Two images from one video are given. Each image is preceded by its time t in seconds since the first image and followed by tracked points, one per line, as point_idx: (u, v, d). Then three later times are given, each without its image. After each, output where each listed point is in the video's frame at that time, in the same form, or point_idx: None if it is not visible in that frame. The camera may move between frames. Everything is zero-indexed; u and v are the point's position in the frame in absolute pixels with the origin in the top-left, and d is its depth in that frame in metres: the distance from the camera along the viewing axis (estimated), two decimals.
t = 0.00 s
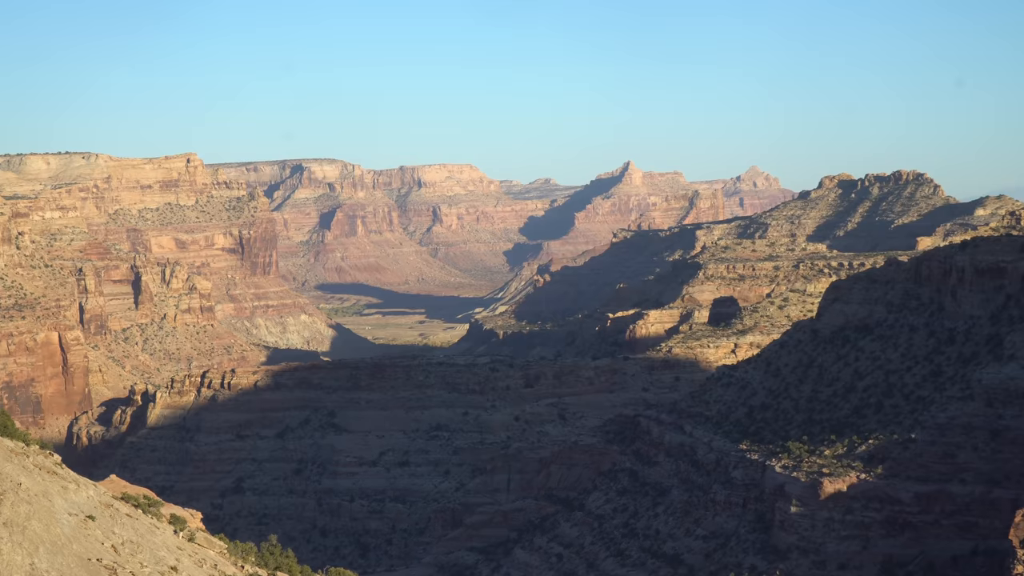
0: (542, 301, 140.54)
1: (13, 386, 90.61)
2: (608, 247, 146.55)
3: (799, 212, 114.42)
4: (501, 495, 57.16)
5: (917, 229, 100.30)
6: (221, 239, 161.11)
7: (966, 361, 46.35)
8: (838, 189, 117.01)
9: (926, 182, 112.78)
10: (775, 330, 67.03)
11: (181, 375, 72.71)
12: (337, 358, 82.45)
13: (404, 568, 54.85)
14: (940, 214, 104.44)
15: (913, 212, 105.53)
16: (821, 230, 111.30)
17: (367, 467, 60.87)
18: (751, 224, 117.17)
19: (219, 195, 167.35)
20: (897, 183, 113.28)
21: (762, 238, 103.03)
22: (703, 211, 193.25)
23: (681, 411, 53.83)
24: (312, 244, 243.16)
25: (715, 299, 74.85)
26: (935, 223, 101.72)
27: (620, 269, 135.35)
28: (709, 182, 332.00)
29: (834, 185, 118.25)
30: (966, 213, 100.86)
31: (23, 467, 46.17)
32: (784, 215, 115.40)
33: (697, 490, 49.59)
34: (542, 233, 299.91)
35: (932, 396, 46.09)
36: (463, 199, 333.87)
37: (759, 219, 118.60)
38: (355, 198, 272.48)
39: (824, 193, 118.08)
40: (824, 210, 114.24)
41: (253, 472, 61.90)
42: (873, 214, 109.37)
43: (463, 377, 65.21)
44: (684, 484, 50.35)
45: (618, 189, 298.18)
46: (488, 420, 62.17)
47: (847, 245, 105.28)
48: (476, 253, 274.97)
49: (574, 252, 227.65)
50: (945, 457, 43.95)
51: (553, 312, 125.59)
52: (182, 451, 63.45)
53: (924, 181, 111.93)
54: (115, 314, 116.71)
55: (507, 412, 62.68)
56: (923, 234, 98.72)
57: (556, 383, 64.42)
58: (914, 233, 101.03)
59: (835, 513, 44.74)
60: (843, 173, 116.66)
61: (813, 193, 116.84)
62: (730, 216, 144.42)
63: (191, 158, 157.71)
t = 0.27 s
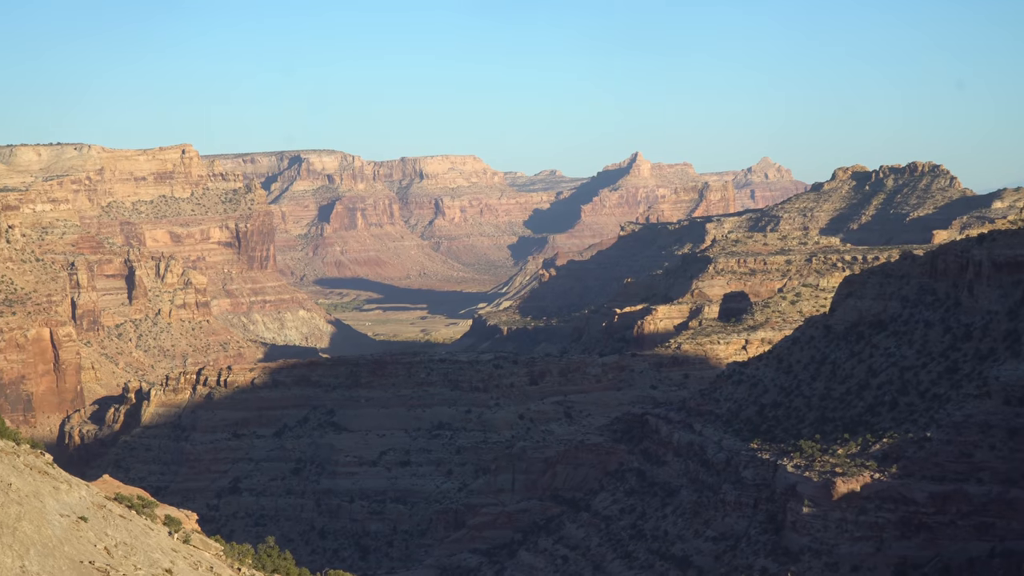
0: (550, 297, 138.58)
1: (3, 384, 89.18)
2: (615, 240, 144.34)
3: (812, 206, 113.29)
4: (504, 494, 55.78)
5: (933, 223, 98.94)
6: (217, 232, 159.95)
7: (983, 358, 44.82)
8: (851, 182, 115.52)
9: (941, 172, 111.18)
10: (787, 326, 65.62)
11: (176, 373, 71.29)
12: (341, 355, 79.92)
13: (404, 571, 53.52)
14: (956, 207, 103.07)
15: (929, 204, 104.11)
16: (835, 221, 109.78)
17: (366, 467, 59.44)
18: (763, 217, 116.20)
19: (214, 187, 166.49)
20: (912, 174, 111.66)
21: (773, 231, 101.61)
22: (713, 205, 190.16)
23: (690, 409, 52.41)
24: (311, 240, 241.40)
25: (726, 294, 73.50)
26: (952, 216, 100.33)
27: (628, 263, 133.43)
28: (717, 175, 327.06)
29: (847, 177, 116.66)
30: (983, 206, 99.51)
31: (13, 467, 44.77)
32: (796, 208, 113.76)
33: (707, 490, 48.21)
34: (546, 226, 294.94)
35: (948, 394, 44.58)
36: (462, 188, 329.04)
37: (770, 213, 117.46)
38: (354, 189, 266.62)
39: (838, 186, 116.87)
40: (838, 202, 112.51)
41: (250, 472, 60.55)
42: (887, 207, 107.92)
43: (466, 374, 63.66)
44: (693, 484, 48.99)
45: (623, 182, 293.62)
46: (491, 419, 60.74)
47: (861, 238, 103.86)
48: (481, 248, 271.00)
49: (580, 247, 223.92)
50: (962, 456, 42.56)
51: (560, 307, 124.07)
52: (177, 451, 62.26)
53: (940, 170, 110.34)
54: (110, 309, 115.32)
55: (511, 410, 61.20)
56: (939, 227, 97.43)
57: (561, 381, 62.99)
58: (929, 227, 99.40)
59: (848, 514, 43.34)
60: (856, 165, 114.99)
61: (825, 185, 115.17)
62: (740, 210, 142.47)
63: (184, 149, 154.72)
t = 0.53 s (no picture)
0: (553, 292, 135.56)
1: None
2: (620, 233, 141.27)
3: (823, 198, 111.68)
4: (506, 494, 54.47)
5: (946, 216, 97.43)
6: (210, 226, 156.79)
7: (999, 354, 43.45)
8: (862, 175, 113.93)
9: (955, 164, 109.60)
10: (798, 321, 64.26)
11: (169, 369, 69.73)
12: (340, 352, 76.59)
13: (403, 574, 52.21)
14: (971, 200, 101.55)
15: (943, 197, 102.52)
16: (848, 214, 108.56)
17: (364, 467, 58.05)
18: (772, 210, 114.60)
19: (208, 178, 161.47)
20: (925, 167, 110.14)
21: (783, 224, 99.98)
22: (721, 196, 183.11)
23: (698, 407, 51.02)
24: (308, 233, 233.64)
25: (734, 288, 72.06)
26: (966, 208, 98.81)
27: (632, 257, 130.58)
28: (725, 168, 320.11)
29: (858, 171, 115.07)
30: (999, 198, 98.06)
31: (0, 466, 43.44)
32: (807, 203, 112.00)
33: (715, 491, 46.87)
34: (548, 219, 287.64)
35: (963, 392, 43.24)
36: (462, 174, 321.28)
37: (780, 205, 115.76)
38: (353, 181, 257.73)
39: (850, 177, 115.25)
40: (849, 196, 110.92)
41: (245, 472, 59.16)
42: (900, 199, 106.36)
43: (467, 372, 62.19)
44: (700, 484, 47.65)
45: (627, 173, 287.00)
46: (493, 418, 59.35)
47: (874, 231, 102.33)
48: (482, 242, 264.06)
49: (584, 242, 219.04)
50: (978, 456, 41.24)
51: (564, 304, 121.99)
52: (170, 450, 60.72)
53: (955, 163, 108.85)
54: (101, 304, 113.74)
55: (513, 409, 59.80)
56: (954, 220, 96.00)
57: (564, 378, 61.63)
58: (942, 220, 97.43)
59: (860, 515, 41.97)
60: (868, 158, 113.33)
61: (836, 178, 113.53)
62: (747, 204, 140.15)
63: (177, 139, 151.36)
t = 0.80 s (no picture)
0: (557, 283, 129.80)
1: None
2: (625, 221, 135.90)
3: (833, 186, 109.92)
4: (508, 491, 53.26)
5: (960, 204, 95.73)
6: (205, 216, 148.21)
7: (1015, 347, 42.22)
8: (875, 162, 111.86)
9: (969, 151, 107.75)
10: (808, 313, 62.97)
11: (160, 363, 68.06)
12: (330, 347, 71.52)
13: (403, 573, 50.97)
14: (985, 187, 99.84)
15: (957, 185, 100.76)
16: (859, 202, 106.54)
17: (363, 463, 56.74)
18: (781, 199, 112.88)
19: (202, 166, 153.76)
20: (939, 155, 108.51)
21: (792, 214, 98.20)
22: (728, 185, 172.52)
23: (705, 401, 49.78)
24: (305, 223, 225.93)
25: (742, 280, 70.54)
26: (980, 197, 97.15)
27: (637, 246, 125.20)
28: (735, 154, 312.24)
29: (870, 157, 113.01)
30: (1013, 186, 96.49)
31: None
32: (816, 190, 110.13)
33: (723, 488, 45.63)
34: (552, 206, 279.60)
35: (977, 385, 42.02)
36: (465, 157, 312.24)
37: (790, 193, 113.94)
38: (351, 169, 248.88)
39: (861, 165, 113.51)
40: (860, 184, 108.87)
41: (240, 468, 57.70)
42: (913, 187, 104.65)
43: (468, 366, 60.80)
44: (708, 481, 46.43)
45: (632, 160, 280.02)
46: (495, 413, 58.04)
47: (886, 220, 100.65)
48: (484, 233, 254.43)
49: (588, 231, 213.06)
50: (993, 451, 40.06)
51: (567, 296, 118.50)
52: (164, 446, 59.02)
53: (969, 150, 106.96)
54: (91, 296, 107.58)
55: (516, 403, 58.46)
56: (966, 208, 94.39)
57: (568, 372, 60.21)
58: (955, 208, 95.36)
59: (872, 512, 40.75)
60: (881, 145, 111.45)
61: (848, 165, 111.57)
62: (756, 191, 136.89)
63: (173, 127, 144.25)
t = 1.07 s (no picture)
0: (560, 278, 125.86)
1: None
2: (630, 214, 132.14)
3: (844, 176, 108.23)
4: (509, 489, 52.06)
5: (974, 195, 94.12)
6: (198, 208, 142.26)
7: None
8: (886, 151, 110.25)
9: (982, 141, 106.03)
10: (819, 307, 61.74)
11: (153, 358, 66.54)
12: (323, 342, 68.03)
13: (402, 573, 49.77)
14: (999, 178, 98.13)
15: (970, 176, 99.07)
16: (869, 194, 104.51)
17: (361, 461, 55.39)
18: (791, 188, 111.27)
19: (195, 157, 148.28)
20: (952, 144, 106.82)
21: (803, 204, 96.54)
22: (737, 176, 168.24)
23: (712, 397, 48.55)
24: (301, 214, 218.51)
25: (751, 273, 69.15)
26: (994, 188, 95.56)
27: (642, 238, 121.35)
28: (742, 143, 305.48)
29: (881, 146, 111.20)
30: None
31: None
32: (826, 179, 108.29)
33: (731, 486, 44.44)
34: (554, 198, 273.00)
35: (992, 381, 40.81)
36: (466, 143, 304.61)
37: (800, 183, 112.20)
38: (348, 159, 240.04)
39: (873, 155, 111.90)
40: (872, 175, 106.71)
41: (235, 466, 56.23)
42: (926, 177, 102.98)
43: (469, 360, 59.42)
44: (715, 479, 45.24)
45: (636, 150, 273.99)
46: (496, 409, 56.75)
47: (898, 211, 99.02)
48: (486, 222, 245.73)
49: (593, 222, 207.44)
50: (1008, 449, 38.89)
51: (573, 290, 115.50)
52: (156, 444, 57.53)
53: (982, 139, 105.24)
54: (82, 290, 105.27)
55: (518, 399, 57.16)
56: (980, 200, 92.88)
57: (572, 367, 58.88)
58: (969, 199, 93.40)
59: (883, 511, 39.57)
60: (892, 134, 109.90)
61: (859, 154, 109.96)
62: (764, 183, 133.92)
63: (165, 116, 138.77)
